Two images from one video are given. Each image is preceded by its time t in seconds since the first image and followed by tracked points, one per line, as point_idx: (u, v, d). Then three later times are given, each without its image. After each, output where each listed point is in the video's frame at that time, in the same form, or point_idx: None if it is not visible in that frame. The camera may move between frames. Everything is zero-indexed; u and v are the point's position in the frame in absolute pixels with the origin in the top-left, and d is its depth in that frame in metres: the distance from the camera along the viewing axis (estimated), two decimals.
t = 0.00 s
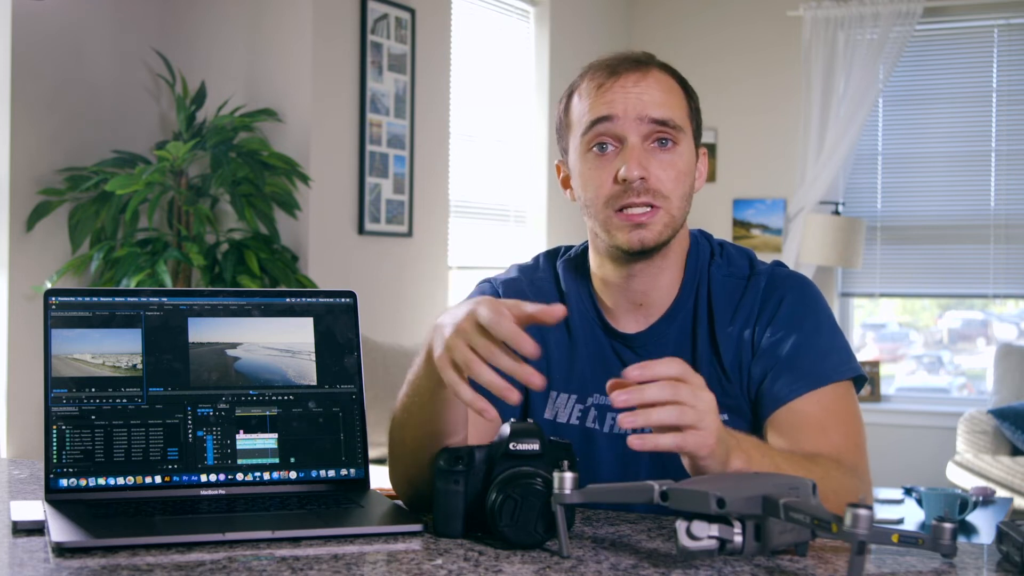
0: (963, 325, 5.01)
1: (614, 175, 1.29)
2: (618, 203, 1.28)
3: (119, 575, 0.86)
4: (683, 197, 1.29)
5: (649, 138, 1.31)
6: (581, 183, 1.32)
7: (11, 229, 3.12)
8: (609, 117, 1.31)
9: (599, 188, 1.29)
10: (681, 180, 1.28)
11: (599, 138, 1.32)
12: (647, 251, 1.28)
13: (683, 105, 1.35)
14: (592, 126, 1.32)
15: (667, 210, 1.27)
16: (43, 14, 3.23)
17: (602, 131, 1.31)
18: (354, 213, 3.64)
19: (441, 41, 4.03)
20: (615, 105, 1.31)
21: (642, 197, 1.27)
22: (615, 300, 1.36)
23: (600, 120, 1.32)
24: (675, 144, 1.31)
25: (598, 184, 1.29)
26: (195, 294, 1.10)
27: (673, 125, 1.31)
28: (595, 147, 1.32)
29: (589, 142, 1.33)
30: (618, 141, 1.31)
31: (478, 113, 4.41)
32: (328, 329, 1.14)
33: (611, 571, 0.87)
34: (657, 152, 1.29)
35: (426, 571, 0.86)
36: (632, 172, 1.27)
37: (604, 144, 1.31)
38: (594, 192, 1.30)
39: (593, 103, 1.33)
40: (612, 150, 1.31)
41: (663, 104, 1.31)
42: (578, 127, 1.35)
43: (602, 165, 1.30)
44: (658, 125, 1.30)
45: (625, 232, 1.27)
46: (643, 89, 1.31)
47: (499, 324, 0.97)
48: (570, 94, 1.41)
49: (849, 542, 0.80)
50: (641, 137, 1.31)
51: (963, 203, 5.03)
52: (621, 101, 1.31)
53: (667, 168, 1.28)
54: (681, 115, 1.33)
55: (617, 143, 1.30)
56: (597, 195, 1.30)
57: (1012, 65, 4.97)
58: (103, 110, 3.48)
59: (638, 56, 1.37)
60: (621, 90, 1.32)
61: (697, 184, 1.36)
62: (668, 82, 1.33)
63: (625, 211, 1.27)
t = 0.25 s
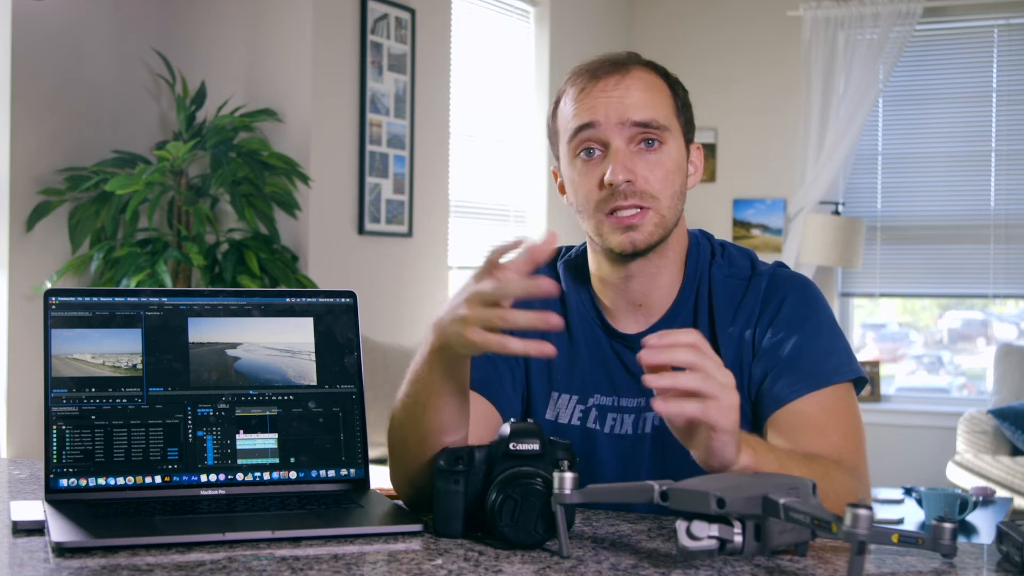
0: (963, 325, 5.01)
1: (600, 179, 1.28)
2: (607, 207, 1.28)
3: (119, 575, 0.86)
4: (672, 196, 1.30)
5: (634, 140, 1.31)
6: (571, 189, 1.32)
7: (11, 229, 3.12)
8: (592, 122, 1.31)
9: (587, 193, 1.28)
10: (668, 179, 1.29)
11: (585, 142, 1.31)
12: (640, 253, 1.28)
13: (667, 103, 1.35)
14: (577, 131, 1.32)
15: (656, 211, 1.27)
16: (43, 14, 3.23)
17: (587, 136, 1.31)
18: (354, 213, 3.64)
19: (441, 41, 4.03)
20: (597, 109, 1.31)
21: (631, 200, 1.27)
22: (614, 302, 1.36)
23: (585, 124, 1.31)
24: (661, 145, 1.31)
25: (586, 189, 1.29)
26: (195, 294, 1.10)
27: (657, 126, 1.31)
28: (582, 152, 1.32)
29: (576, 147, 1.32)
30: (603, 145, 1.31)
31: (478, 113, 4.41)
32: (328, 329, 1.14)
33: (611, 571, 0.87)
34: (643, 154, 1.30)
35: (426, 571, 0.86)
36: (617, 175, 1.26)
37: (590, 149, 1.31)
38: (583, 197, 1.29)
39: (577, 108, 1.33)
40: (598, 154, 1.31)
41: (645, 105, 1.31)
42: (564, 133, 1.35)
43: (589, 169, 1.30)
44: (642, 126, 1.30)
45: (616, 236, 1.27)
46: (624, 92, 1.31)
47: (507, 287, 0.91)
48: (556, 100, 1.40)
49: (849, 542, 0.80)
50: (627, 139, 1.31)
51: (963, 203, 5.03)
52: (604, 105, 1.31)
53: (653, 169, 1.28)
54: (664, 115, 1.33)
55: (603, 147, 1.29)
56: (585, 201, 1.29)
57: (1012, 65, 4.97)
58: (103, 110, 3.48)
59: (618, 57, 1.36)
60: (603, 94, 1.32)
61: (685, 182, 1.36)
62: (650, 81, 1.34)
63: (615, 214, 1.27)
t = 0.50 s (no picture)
0: (963, 325, 5.01)
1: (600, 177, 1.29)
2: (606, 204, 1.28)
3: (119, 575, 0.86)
4: (670, 195, 1.30)
5: (634, 137, 1.31)
6: (570, 187, 1.32)
7: (11, 229, 3.12)
8: (593, 119, 1.31)
9: (587, 190, 1.29)
10: (668, 177, 1.29)
11: (585, 140, 1.32)
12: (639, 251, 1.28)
13: (667, 101, 1.35)
14: (577, 129, 1.32)
15: (655, 209, 1.27)
16: (43, 14, 3.23)
17: (587, 133, 1.31)
18: (354, 213, 3.64)
19: (441, 41, 4.03)
20: (598, 107, 1.31)
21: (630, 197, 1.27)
22: (612, 302, 1.36)
23: (584, 122, 1.31)
24: (660, 142, 1.31)
25: (586, 186, 1.29)
26: (195, 294, 1.10)
27: (657, 124, 1.31)
28: (582, 150, 1.32)
29: (575, 144, 1.33)
30: (603, 142, 1.31)
31: (478, 113, 4.41)
32: (328, 329, 1.14)
33: (611, 571, 0.87)
34: (643, 151, 1.30)
35: (426, 571, 0.86)
36: (617, 172, 1.27)
37: (589, 146, 1.31)
38: (582, 194, 1.30)
39: (577, 105, 1.33)
40: (598, 151, 1.31)
41: (646, 103, 1.31)
42: (564, 131, 1.35)
43: (589, 166, 1.30)
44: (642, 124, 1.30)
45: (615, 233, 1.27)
46: (624, 90, 1.32)
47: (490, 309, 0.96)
48: (557, 98, 1.41)
49: (849, 542, 0.80)
50: (627, 137, 1.31)
51: (963, 203, 5.03)
52: (604, 103, 1.31)
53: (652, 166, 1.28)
54: (664, 112, 1.33)
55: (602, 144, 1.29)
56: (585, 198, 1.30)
57: (1012, 65, 4.97)
58: (103, 109, 3.48)
59: (619, 55, 1.37)
60: (603, 92, 1.32)
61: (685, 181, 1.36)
62: (650, 79, 1.34)
63: (614, 211, 1.27)
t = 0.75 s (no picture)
0: (963, 325, 5.01)
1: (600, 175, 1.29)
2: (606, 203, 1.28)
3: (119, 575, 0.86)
4: (669, 194, 1.30)
5: (634, 136, 1.31)
6: (569, 185, 1.32)
7: (11, 229, 3.12)
8: (593, 118, 1.31)
9: (586, 188, 1.29)
10: (667, 177, 1.29)
11: (585, 138, 1.32)
12: (638, 251, 1.28)
13: (667, 100, 1.35)
14: (577, 127, 1.32)
15: (653, 208, 1.28)
16: (43, 14, 3.23)
17: (587, 131, 1.31)
18: (354, 213, 3.64)
19: (441, 41, 4.03)
20: (598, 106, 1.31)
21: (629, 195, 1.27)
22: (610, 301, 1.36)
23: (584, 121, 1.31)
24: (660, 141, 1.31)
25: (585, 185, 1.29)
26: (195, 294, 1.10)
27: (657, 123, 1.31)
28: (581, 148, 1.32)
29: (575, 143, 1.33)
30: (603, 141, 1.31)
31: (478, 113, 4.41)
32: (328, 329, 1.14)
33: (611, 571, 0.87)
34: (642, 151, 1.30)
35: (426, 571, 0.86)
36: (617, 171, 1.27)
37: (589, 144, 1.31)
38: (582, 193, 1.30)
39: (578, 103, 1.33)
40: (597, 150, 1.31)
41: (646, 102, 1.31)
42: (564, 128, 1.35)
43: (589, 165, 1.30)
44: (642, 123, 1.30)
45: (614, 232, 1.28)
46: (625, 89, 1.32)
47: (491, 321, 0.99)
48: (556, 95, 1.40)
49: (849, 542, 0.80)
50: (627, 136, 1.31)
51: (963, 203, 5.03)
52: (605, 102, 1.31)
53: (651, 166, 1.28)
54: (664, 112, 1.33)
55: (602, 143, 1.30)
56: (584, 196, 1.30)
57: (1012, 65, 4.98)
58: (103, 109, 3.48)
59: (619, 54, 1.36)
60: (604, 90, 1.32)
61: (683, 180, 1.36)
62: (650, 78, 1.34)
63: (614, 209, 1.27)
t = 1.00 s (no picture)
0: (963, 325, 5.01)
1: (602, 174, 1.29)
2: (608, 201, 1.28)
3: (119, 575, 0.85)
4: (671, 195, 1.30)
5: (636, 136, 1.31)
6: (571, 184, 1.32)
7: (11, 229, 3.12)
8: (596, 117, 1.31)
9: (589, 187, 1.28)
10: (670, 176, 1.29)
11: (587, 138, 1.32)
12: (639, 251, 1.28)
13: (670, 101, 1.35)
14: (579, 126, 1.32)
15: (657, 207, 1.27)
16: (43, 14, 3.23)
17: (590, 131, 1.31)
18: (354, 213, 3.64)
19: (441, 41, 4.03)
20: (601, 106, 1.32)
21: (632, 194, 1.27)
22: (612, 301, 1.36)
23: (587, 120, 1.31)
24: (663, 141, 1.31)
25: (588, 184, 1.29)
26: (195, 293, 1.10)
27: (659, 123, 1.31)
28: (583, 148, 1.32)
29: (577, 142, 1.33)
30: (606, 140, 1.31)
31: (479, 113, 4.41)
32: (328, 329, 1.14)
33: (611, 571, 0.87)
34: (645, 150, 1.30)
35: (426, 571, 0.86)
36: (620, 170, 1.27)
37: (591, 144, 1.31)
38: (584, 192, 1.29)
39: (580, 103, 1.33)
40: (600, 149, 1.31)
41: (648, 102, 1.32)
42: (566, 128, 1.35)
43: (591, 164, 1.30)
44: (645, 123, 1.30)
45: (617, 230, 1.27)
46: (627, 88, 1.32)
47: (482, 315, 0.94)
48: (558, 96, 1.41)
49: (849, 541, 0.80)
50: (629, 135, 1.31)
51: (963, 203, 5.03)
52: (607, 102, 1.32)
53: (654, 165, 1.28)
54: (666, 111, 1.33)
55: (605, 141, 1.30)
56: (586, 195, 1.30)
57: (1012, 65, 4.97)
58: (103, 109, 3.48)
59: (622, 54, 1.37)
60: (607, 90, 1.32)
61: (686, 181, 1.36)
62: (652, 78, 1.34)
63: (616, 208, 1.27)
